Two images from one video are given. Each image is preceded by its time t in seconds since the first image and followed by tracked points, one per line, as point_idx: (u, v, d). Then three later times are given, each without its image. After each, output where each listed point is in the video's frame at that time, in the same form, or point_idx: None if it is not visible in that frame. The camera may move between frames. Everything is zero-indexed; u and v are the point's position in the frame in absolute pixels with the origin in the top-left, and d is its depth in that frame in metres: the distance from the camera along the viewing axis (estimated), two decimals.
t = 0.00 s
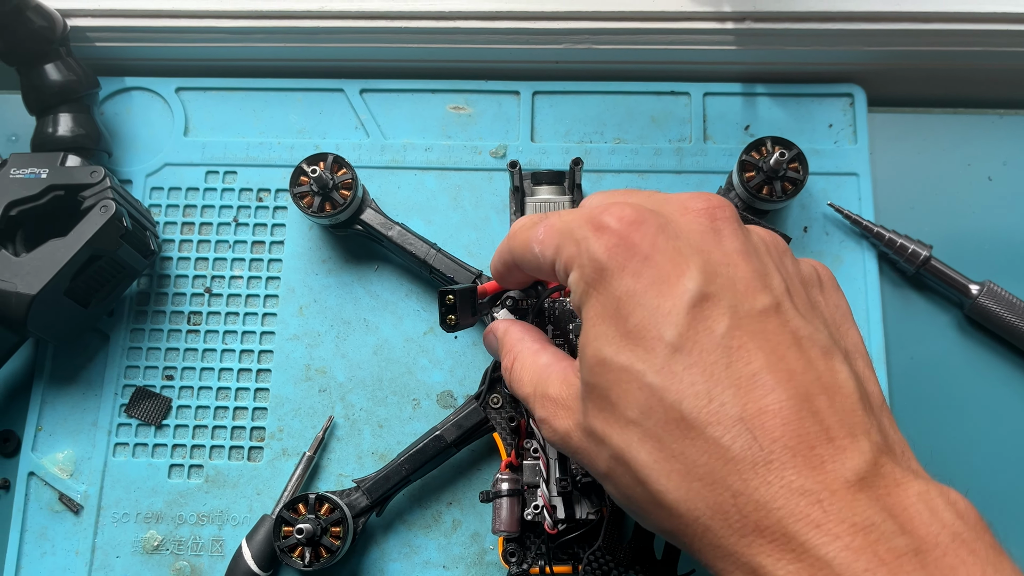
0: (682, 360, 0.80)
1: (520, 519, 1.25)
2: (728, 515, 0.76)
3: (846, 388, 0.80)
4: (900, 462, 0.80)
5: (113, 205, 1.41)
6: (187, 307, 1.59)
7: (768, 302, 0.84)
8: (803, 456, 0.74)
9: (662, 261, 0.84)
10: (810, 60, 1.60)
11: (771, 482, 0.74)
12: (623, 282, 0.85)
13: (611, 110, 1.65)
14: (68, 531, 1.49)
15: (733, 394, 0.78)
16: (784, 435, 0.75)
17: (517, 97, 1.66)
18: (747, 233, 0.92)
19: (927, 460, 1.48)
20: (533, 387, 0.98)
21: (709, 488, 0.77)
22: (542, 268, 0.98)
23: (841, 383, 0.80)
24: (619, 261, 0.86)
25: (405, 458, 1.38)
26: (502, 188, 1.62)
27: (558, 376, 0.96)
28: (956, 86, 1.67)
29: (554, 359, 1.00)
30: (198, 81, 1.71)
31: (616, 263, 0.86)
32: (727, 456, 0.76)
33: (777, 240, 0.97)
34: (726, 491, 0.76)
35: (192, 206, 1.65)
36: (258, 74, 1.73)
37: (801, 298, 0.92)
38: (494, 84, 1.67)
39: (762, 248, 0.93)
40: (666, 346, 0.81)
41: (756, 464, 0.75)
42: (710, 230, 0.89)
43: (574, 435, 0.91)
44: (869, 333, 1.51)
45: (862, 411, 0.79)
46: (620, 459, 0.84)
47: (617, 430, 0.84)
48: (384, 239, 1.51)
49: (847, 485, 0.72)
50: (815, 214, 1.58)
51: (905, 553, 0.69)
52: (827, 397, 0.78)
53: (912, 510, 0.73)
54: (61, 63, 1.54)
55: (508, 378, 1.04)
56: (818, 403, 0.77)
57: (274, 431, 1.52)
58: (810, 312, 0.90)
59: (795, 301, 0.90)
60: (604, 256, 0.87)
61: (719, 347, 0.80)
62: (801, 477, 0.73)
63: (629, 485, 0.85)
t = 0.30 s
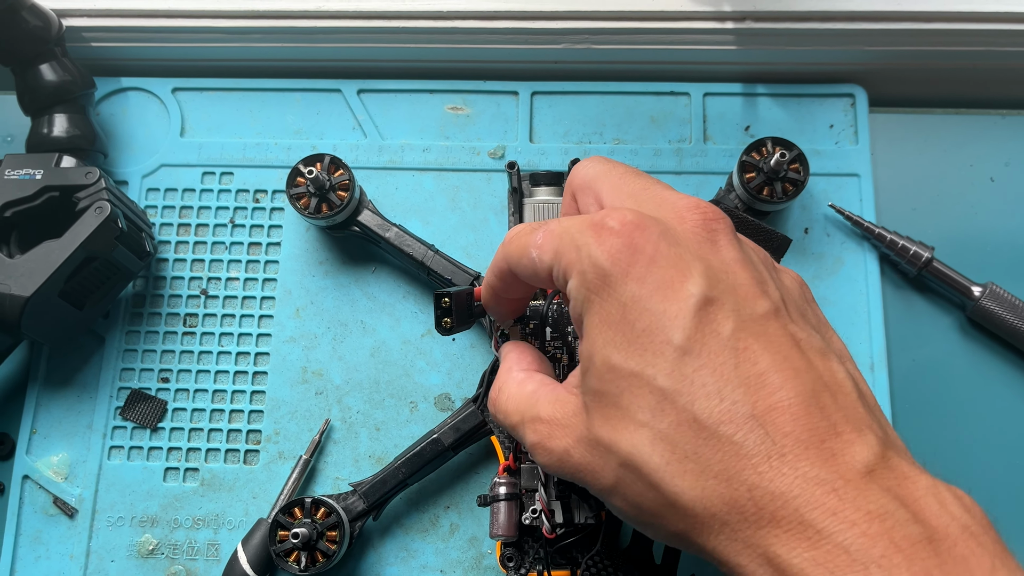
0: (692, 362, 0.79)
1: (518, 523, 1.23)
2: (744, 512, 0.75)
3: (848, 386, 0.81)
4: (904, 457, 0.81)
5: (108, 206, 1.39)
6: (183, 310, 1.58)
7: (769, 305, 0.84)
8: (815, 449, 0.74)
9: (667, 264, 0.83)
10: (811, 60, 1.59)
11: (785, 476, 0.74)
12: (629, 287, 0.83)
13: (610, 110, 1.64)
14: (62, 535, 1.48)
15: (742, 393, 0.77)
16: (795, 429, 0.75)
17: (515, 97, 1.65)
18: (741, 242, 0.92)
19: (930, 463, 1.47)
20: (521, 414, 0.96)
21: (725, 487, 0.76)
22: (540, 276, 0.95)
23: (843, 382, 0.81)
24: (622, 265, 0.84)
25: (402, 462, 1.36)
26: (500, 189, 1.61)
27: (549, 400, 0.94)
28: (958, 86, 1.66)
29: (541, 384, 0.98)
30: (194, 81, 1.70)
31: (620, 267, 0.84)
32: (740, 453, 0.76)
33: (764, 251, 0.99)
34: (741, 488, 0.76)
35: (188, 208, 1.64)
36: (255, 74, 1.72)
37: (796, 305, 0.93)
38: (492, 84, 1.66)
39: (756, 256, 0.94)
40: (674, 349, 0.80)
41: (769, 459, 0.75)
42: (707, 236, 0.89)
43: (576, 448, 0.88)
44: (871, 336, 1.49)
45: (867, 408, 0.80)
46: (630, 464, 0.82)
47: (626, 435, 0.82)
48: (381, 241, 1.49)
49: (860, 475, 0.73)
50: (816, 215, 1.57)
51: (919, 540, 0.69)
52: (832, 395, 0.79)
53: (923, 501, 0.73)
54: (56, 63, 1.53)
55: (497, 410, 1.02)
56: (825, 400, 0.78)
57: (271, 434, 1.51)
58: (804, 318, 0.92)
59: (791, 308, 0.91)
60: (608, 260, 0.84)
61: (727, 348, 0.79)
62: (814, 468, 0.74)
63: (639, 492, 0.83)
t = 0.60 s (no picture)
0: (699, 434, 0.81)
1: (514, 526, 1.24)
2: None
3: (848, 440, 0.83)
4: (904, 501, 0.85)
5: (104, 209, 1.39)
6: (179, 312, 1.58)
7: (773, 364, 0.85)
8: (819, 514, 0.77)
9: (672, 334, 0.83)
10: (807, 62, 1.58)
11: (793, 542, 0.77)
12: (633, 359, 0.83)
13: (606, 112, 1.63)
14: (58, 537, 1.47)
15: (749, 463, 0.79)
16: (800, 496, 0.78)
17: (512, 99, 1.65)
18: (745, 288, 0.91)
19: (927, 466, 1.47)
20: (525, 456, 0.96)
21: (734, 554, 0.79)
22: (538, 331, 0.93)
23: (843, 437, 0.83)
24: (628, 337, 0.83)
25: (397, 464, 1.36)
26: (497, 191, 1.61)
27: (555, 444, 0.94)
28: (955, 87, 1.66)
29: (546, 423, 0.98)
30: (190, 83, 1.70)
31: (626, 339, 0.83)
32: (750, 520, 0.78)
33: (765, 289, 0.99)
34: (751, 554, 0.78)
35: (184, 210, 1.64)
36: (251, 77, 1.72)
37: (798, 347, 0.94)
38: (488, 86, 1.66)
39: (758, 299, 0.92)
40: (682, 422, 0.81)
41: (777, 526, 0.77)
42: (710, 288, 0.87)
43: (587, 507, 0.90)
44: (867, 338, 1.49)
45: (868, 463, 0.83)
46: (642, 529, 0.85)
47: (638, 503, 0.84)
48: (377, 243, 1.49)
49: (863, 538, 0.76)
50: (813, 217, 1.57)
51: None
52: (835, 455, 0.81)
53: (924, 554, 0.77)
54: (52, 66, 1.53)
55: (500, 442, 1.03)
56: (828, 462, 0.80)
57: (267, 436, 1.51)
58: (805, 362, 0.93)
59: (792, 353, 0.91)
60: (613, 332, 0.83)
61: (733, 418, 0.81)
62: (819, 533, 0.76)
63: (653, 553, 0.86)
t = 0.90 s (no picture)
0: (649, 412, 0.83)
1: (510, 522, 1.24)
2: (723, 547, 0.79)
3: (803, 403, 0.84)
4: (877, 458, 0.84)
5: (102, 207, 1.40)
6: (177, 310, 1.58)
7: (715, 336, 0.87)
8: (778, 480, 0.78)
9: (609, 322, 0.85)
10: (803, 59, 1.59)
11: (754, 509, 0.77)
12: (573, 353, 0.86)
13: (604, 110, 1.64)
14: (56, 535, 1.48)
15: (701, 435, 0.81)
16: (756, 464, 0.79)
17: (509, 97, 1.65)
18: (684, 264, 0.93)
19: (924, 463, 1.47)
20: (509, 448, 1.00)
21: (702, 527, 0.80)
22: (496, 341, 0.99)
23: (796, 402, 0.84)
24: (565, 335, 0.86)
25: (394, 461, 1.37)
26: (494, 189, 1.61)
27: (535, 440, 0.98)
28: (951, 85, 1.66)
29: (530, 420, 1.01)
30: (189, 82, 1.70)
31: (563, 337, 0.86)
32: (710, 492, 0.79)
33: (713, 262, 1.00)
34: (716, 525, 0.79)
35: (182, 208, 1.64)
36: (249, 75, 1.72)
37: (749, 316, 0.95)
38: (486, 84, 1.66)
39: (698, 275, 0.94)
40: (630, 403, 0.83)
41: (737, 496, 0.78)
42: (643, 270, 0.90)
43: (563, 496, 0.92)
44: (864, 335, 1.49)
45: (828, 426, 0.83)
46: (615, 512, 0.86)
47: (604, 487, 0.85)
48: (374, 240, 1.50)
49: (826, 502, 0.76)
50: (810, 214, 1.57)
51: (889, 556, 0.73)
52: (787, 419, 0.82)
53: (893, 511, 0.77)
54: (51, 64, 1.54)
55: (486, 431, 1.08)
56: (779, 427, 0.81)
57: (264, 433, 1.51)
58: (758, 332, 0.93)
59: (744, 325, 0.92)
60: (550, 332, 0.87)
61: (678, 393, 0.82)
62: (779, 499, 0.77)
63: (630, 534, 0.87)
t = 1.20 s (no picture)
0: (670, 401, 0.82)
1: (508, 519, 1.24)
2: (745, 534, 0.78)
3: (821, 387, 0.84)
4: (891, 442, 0.85)
5: (101, 205, 1.40)
6: (177, 308, 1.59)
7: (732, 323, 0.86)
8: (800, 464, 0.77)
9: (629, 309, 0.84)
10: (801, 57, 1.59)
11: (778, 496, 0.77)
12: (593, 341, 0.85)
13: (602, 108, 1.64)
14: (56, 532, 1.48)
15: (723, 423, 0.80)
16: (778, 449, 0.78)
17: (507, 96, 1.66)
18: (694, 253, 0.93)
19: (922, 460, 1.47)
20: (525, 439, 1.00)
21: (724, 514, 0.79)
22: (505, 331, 0.95)
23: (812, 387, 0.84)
24: (585, 322, 0.85)
25: (393, 458, 1.37)
26: (492, 187, 1.61)
27: (548, 427, 0.98)
28: (949, 83, 1.66)
29: (540, 407, 1.01)
30: (188, 81, 1.71)
31: (582, 325, 0.85)
32: (733, 480, 0.79)
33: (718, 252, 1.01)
34: (739, 513, 0.79)
35: (182, 206, 1.65)
36: (248, 74, 1.73)
37: (760, 304, 0.95)
38: (484, 83, 1.67)
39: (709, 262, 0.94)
40: (651, 392, 0.82)
41: (761, 483, 0.78)
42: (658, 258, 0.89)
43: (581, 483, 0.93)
44: (862, 333, 1.50)
45: (846, 410, 0.83)
46: (635, 502, 0.86)
47: (625, 477, 0.85)
48: (373, 238, 1.50)
49: (849, 484, 0.76)
50: (808, 212, 1.57)
51: (910, 537, 0.73)
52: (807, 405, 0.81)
53: (912, 494, 0.77)
54: (50, 64, 1.54)
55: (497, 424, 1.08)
56: (800, 413, 0.80)
57: (264, 431, 1.51)
58: (769, 319, 0.94)
59: (756, 314, 0.92)
60: (569, 320, 0.85)
61: (700, 380, 0.82)
62: (803, 484, 0.76)
63: (650, 522, 0.87)
